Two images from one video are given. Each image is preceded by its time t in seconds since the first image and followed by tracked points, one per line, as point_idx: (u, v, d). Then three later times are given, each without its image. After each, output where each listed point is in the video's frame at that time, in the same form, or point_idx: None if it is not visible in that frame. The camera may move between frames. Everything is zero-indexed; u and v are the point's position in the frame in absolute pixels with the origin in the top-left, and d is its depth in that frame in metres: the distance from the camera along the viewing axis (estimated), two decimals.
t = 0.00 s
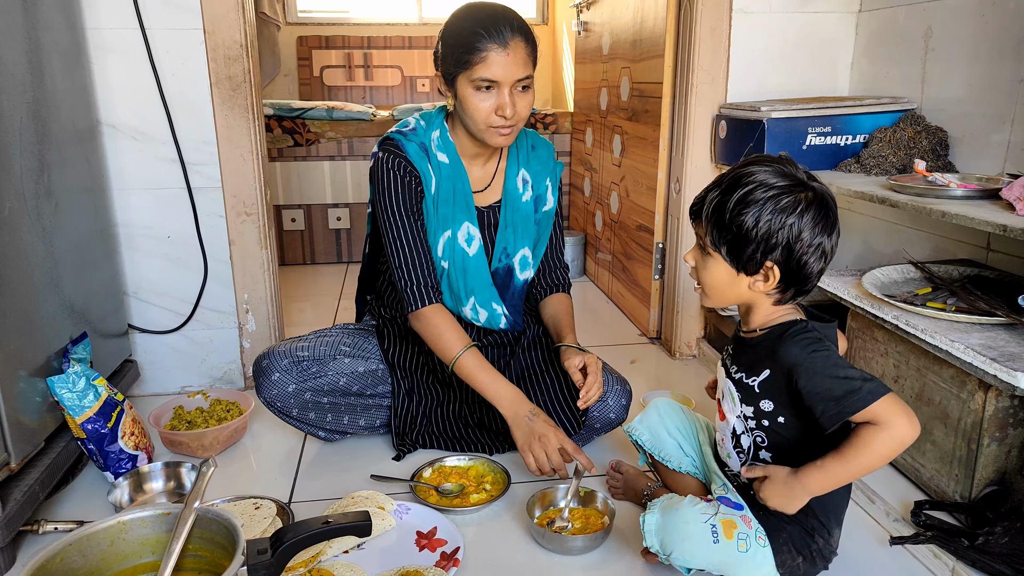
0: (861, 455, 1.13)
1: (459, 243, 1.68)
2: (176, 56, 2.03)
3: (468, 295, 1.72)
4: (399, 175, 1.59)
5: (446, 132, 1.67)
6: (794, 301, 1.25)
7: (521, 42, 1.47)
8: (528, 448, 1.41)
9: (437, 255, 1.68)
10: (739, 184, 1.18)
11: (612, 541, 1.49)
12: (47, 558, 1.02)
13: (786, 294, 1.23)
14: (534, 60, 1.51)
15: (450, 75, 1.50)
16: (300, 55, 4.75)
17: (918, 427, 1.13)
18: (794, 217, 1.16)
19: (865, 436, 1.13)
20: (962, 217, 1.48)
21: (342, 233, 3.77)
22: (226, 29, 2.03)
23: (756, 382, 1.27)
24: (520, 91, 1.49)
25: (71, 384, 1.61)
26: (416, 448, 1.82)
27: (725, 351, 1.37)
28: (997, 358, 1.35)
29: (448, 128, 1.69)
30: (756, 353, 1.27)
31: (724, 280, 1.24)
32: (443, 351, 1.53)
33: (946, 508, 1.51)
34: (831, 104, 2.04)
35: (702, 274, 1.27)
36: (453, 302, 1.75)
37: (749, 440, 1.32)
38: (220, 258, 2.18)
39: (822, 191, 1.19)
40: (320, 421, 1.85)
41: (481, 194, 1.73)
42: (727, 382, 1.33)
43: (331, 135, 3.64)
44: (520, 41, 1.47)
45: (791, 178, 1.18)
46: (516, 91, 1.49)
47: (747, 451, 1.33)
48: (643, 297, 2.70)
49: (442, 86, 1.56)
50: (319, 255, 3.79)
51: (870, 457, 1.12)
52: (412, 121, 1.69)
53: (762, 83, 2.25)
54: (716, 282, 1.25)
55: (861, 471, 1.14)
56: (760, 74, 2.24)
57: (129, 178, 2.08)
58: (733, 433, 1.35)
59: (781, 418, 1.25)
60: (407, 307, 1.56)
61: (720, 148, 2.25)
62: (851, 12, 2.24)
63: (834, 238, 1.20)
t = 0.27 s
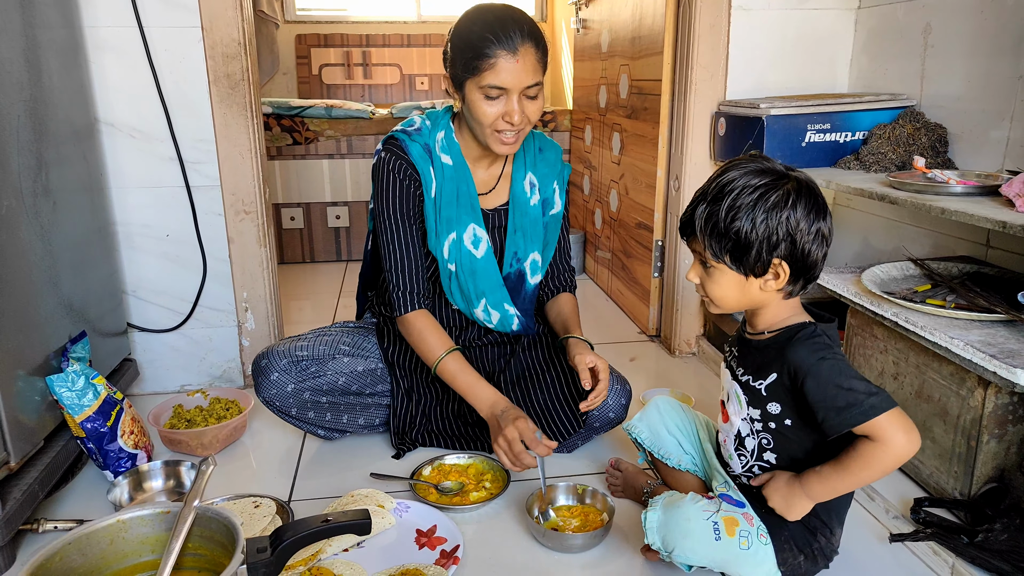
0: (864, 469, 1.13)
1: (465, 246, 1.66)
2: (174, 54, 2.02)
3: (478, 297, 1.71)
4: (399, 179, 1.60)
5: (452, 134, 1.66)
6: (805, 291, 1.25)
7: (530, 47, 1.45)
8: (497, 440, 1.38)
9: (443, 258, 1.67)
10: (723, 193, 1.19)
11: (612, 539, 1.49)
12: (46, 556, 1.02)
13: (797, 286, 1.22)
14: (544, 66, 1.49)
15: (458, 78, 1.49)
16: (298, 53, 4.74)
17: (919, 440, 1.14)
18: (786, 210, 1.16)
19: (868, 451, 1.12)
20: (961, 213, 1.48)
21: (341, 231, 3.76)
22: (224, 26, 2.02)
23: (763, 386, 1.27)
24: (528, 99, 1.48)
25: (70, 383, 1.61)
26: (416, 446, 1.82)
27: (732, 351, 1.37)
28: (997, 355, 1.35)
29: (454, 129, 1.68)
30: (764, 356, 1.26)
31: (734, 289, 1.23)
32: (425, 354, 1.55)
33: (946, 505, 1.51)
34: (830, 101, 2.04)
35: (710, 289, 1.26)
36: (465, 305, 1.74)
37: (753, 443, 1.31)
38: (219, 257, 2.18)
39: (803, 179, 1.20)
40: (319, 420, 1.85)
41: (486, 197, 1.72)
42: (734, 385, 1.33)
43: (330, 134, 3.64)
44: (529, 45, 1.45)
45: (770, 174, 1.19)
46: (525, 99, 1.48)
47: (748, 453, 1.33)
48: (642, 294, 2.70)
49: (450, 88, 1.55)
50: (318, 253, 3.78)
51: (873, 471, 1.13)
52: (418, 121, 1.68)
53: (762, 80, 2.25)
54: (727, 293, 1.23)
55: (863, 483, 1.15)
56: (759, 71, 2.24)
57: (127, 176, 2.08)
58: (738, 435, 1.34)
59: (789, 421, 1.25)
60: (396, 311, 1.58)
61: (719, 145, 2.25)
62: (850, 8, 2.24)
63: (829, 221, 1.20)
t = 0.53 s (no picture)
0: (855, 485, 1.13)
1: (459, 250, 1.66)
2: (174, 56, 2.03)
3: (464, 302, 1.71)
4: (399, 178, 1.61)
5: (456, 136, 1.66)
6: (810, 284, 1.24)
7: (540, 56, 1.43)
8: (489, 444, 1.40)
9: (437, 258, 1.67)
10: (706, 213, 1.20)
11: (613, 540, 1.49)
12: (47, 558, 1.02)
13: (801, 283, 1.22)
14: (552, 74, 1.47)
15: (464, 83, 1.47)
16: (298, 55, 4.75)
17: (913, 457, 1.13)
18: (769, 215, 1.17)
19: (860, 468, 1.12)
20: (961, 213, 1.48)
21: (341, 232, 3.76)
22: (224, 28, 2.03)
23: (765, 391, 1.27)
24: (533, 108, 1.46)
25: (71, 384, 1.61)
26: (416, 448, 1.82)
27: (734, 355, 1.37)
28: (997, 355, 1.35)
29: (459, 132, 1.67)
30: (767, 359, 1.26)
31: (741, 302, 1.23)
32: (415, 354, 1.55)
33: (946, 505, 1.51)
34: (830, 101, 2.04)
35: (718, 307, 1.25)
36: (454, 304, 1.74)
37: (755, 448, 1.31)
38: (220, 258, 2.18)
39: (777, 180, 1.21)
40: (319, 424, 1.85)
41: (486, 202, 1.70)
42: (737, 389, 1.33)
43: (330, 135, 3.64)
44: (540, 57, 1.43)
45: (745, 182, 1.20)
46: (530, 108, 1.46)
47: (750, 456, 1.33)
48: (643, 295, 2.70)
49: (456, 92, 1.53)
50: (319, 254, 3.79)
51: (864, 487, 1.13)
52: (424, 121, 1.69)
53: (762, 80, 2.25)
54: (735, 307, 1.23)
55: (854, 497, 1.15)
56: (759, 71, 2.24)
57: (127, 178, 2.08)
58: (739, 439, 1.34)
59: (791, 427, 1.25)
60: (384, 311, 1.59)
61: (719, 146, 2.25)
62: (849, 8, 2.24)
63: (815, 213, 1.20)
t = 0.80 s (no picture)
0: (849, 478, 1.14)
1: (462, 257, 1.66)
2: (173, 56, 2.02)
3: (470, 311, 1.71)
4: (400, 182, 1.60)
5: (461, 142, 1.65)
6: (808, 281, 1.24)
7: (562, 72, 1.43)
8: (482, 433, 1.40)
9: (441, 267, 1.68)
10: (699, 216, 1.19)
11: (613, 538, 1.49)
12: (47, 558, 1.02)
13: (799, 280, 1.22)
14: (571, 90, 1.47)
15: (483, 92, 1.45)
16: (297, 54, 4.74)
17: (910, 451, 1.13)
18: (761, 215, 1.16)
19: (855, 461, 1.12)
20: (961, 211, 1.48)
21: (341, 231, 3.76)
22: (223, 27, 2.02)
23: (760, 390, 1.27)
24: (550, 124, 1.46)
25: (70, 384, 1.61)
26: (416, 447, 1.82)
27: (732, 356, 1.36)
28: (997, 353, 1.35)
29: (465, 138, 1.66)
30: (763, 359, 1.26)
31: (740, 302, 1.22)
32: (398, 353, 1.57)
33: (946, 503, 1.51)
34: (829, 100, 2.04)
35: (717, 310, 1.25)
36: (460, 313, 1.74)
37: (752, 446, 1.31)
38: (219, 258, 2.18)
39: (767, 179, 1.21)
40: (318, 424, 1.85)
41: (491, 209, 1.70)
42: (733, 388, 1.33)
43: (329, 135, 3.65)
44: (561, 72, 1.42)
45: (735, 183, 1.19)
46: (547, 123, 1.45)
47: (748, 455, 1.33)
48: (643, 294, 2.70)
49: (472, 99, 1.52)
50: (318, 254, 3.78)
51: (858, 480, 1.13)
52: (429, 125, 1.68)
53: (761, 78, 2.25)
54: (735, 308, 1.23)
55: (848, 490, 1.15)
56: (758, 69, 2.24)
57: (126, 178, 2.08)
58: (737, 438, 1.34)
59: (787, 426, 1.25)
60: (377, 314, 1.59)
61: (719, 144, 2.24)
62: (849, 6, 2.24)
63: (807, 209, 1.20)
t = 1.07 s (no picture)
0: (845, 482, 1.14)
1: (465, 258, 1.66)
2: (172, 55, 2.02)
3: (473, 312, 1.71)
4: (404, 182, 1.60)
5: (465, 142, 1.64)
6: (802, 279, 1.23)
7: (572, 77, 1.42)
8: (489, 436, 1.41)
9: (443, 267, 1.67)
10: (688, 217, 1.20)
11: (613, 537, 1.49)
12: (47, 558, 1.02)
13: (792, 278, 1.21)
14: (580, 95, 1.46)
15: (492, 93, 1.45)
16: (297, 54, 4.74)
17: (905, 454, 1.13)
18: (750, 214, 1.16)
19: (850, 464, 1.13)
20: (961, 209, 1.48)
21: (341, 231, 3.76)
22: (222, 27, 2.02)
23: (759, 391, 1.26)
24: (557, 128, 1.45)
25: (71, 384, 1.61)
26: (416, 446, 1.82)
27: (731, 355, 1.36)
28: (997, 351, 1.35)
29: (469, 138, 1.66)
30: (761, 359, 1.26)
31: (733, 302, 1.23)
32: (399, 356, 1.57)
33: (946, 501, 1.51)
34: (829, 97, 2.03)
35: (711, 309, 1.25)
36: (462, 314, 1.74)
37: (751, 447, 1.31)
38: (219, 257, 2.18)
39: (757, 178, 1.20)
40: (319, 423, 1.85)
41: (495, 210, 1.70)
42: (731, 389, 1.33)
43: (329, 134, 3.64)
44: (571, 78, 1.42)
45: (725, 183, 1.19)
46: (555, 128, 1.45)
47: (747, 455, 1.33)
48: (643, 292, 2.70)
49: (480, 100, 1.52)
50: (319, 253, 3.78)
51: (854, 484, 1.14)
52: (433, 125, 1.68)
53: (761, 77, 2.24)
54: (728, 308, 1.23)
55: (844, 493, 1.16)
56: (758, 67, 2.23)
57: (126, 178, 2.08)
58: (736, 438, 1.34)
59: (786, 426, 1.25)
60: (375, 315, 1.59)
61: (719, 142, 2.24)
62: (849, 4, 2.24)
63: (799, 207, 1.19)
